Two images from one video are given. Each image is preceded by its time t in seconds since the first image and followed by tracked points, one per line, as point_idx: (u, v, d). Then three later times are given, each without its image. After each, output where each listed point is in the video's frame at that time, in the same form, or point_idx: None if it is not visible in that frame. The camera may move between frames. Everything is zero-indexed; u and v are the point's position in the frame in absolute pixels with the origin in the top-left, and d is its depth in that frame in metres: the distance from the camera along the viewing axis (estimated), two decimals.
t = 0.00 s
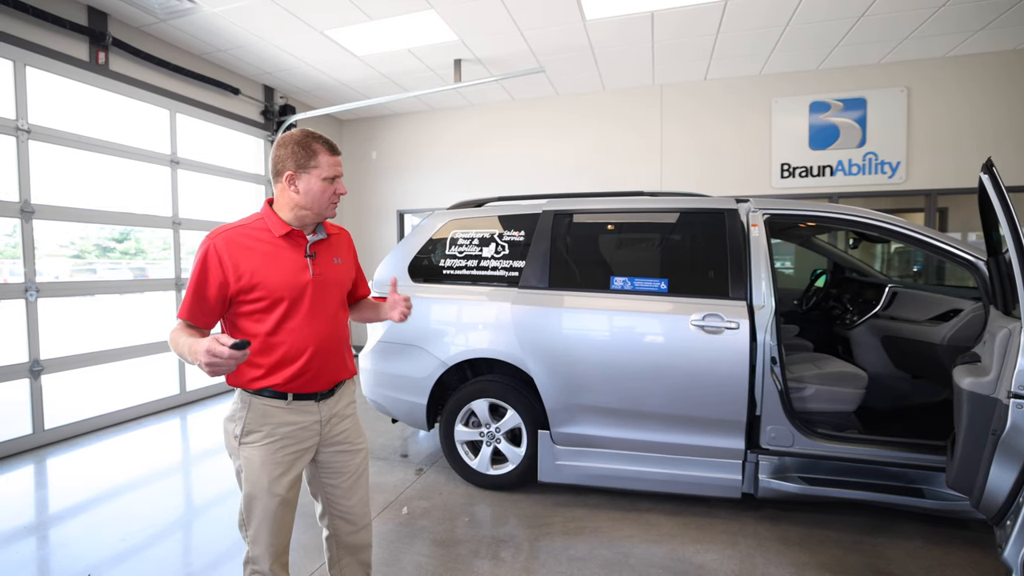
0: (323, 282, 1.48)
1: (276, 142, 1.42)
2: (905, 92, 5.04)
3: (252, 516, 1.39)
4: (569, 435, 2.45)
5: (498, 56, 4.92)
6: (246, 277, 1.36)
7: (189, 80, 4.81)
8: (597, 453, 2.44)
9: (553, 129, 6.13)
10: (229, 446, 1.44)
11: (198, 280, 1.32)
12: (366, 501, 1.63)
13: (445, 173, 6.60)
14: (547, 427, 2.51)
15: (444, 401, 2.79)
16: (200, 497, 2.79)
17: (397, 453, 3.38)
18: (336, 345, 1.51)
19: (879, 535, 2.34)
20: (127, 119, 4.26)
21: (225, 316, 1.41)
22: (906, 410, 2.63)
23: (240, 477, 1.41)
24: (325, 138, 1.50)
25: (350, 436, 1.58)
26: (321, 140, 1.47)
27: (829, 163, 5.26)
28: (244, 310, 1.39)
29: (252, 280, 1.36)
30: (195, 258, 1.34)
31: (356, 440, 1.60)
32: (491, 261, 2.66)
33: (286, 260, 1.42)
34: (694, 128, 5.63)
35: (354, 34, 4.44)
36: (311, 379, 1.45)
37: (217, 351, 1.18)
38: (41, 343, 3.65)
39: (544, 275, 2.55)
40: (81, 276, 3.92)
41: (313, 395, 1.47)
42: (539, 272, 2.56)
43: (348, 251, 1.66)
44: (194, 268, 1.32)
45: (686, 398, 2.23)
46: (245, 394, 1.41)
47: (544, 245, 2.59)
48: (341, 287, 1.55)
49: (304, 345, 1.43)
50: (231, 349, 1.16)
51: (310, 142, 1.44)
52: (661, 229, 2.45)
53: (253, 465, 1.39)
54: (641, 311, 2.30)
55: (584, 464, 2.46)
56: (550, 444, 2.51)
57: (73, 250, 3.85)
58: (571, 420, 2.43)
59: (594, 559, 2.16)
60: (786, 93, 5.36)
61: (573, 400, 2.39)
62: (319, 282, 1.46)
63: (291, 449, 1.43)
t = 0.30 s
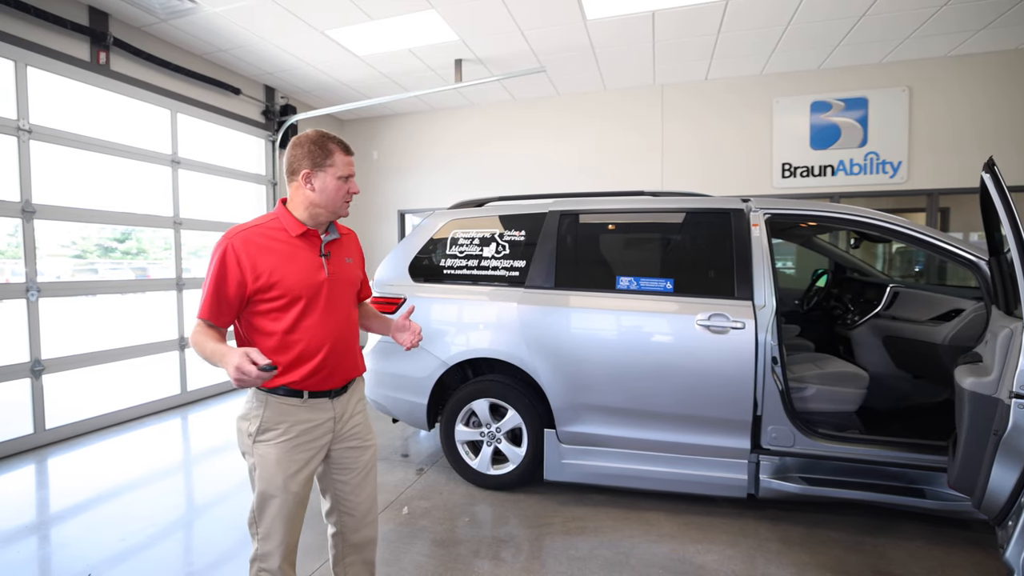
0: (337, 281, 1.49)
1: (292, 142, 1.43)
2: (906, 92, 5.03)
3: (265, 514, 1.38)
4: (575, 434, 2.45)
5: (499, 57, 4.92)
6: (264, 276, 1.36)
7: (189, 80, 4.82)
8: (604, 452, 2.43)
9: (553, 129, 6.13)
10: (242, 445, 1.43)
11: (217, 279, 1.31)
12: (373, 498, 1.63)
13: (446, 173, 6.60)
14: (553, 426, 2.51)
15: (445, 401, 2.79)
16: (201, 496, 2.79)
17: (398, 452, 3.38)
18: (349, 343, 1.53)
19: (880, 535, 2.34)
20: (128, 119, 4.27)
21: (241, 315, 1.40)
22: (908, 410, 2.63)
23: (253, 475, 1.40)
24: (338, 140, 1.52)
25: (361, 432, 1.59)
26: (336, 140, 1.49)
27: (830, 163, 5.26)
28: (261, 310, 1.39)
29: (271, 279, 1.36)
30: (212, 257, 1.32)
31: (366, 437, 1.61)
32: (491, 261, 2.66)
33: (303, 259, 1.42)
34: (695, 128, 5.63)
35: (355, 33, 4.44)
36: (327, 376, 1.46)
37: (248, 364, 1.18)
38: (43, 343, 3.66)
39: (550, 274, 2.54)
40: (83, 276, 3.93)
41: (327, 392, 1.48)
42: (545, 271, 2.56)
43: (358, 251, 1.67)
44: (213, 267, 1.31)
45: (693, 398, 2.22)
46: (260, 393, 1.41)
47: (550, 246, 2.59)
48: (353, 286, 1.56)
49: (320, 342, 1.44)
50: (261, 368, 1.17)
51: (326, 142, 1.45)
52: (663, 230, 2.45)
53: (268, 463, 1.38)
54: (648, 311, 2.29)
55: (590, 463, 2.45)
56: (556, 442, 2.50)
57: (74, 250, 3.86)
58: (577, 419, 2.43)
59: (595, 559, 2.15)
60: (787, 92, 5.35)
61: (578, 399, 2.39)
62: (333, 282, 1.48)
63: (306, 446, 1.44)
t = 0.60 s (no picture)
0: (352, 280, 1.51)
1: (307, 144, 1.46)
2: (907, 92, 5.03)
3: (283, 510, 1.39)
4: (578, 433, 2.45)
5: (499, 56, 4.92)
6: (283, 276, 1.37)
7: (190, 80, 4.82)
8: (607, 451, 2.43)
9: (554, 129, 6.13)
10: (260, 442, 1.43)
11: (237, 279, 1.31)
12: (383, 494, 1.63)
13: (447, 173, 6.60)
14: (557, 425, 2.51)
15: (445, 401, 2.79)
16: (201, 496, 2.79)
17: (399, 453, 3.38)
18: (365, 340, 1.54)
19: (881, 535, 2.34)
20: (128, 119, 4.27)
21: (259, 315, 1.41)
22: (909, 411, 2.63)
23: (272, 471, 1.41)
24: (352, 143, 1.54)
25: (375, 429, 1.60)
26: (350, 141, 1.50)
27: (831, 163, 5.25)
28: (279, 309, 1.40)
29: (290, 278, 1.37)
30: (231, 258, 1.33)
31: (379, 434, 1.61)
32: (492, 261, 2.66)
33: (320, 258, 1.44)
34: (696, 128, 5.63)
35: (356, 33, 4.44)
36: (345, 373, 1.47)
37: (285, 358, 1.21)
38: (43, 343, 3.66)
39: (553, 274, 2.54)
40: (84, 276, 3.94)
41: (345, 389, 1.49)
42: (548, 271, 2.56)
43: (369, 251, 1.69)
44: (232, 267, 1.31)
45: (698, 398, 2.22)
46: (280, 392, 1.42)
47: (555, 245, 2.59)
48: (366, 285, 1.58)
49: (338, 340, 1.45)
50: (299, 360, 1.20)
51: (340, 144, 1.47)
52: (664, 229, 2.45)
53: (287, 459, 1.39)
54: (655, 311, 2.29)
55: (593, 462, 2.45)
56: (559, 442, 2.50)
57: (75, 250, 3.86)
58: (580, 418, 2.43)
59: (595, 559, 2.15)
60: (787, 92, 5.35)
61: (581, 397, 2.39)
62: (349, 280, 1.49)
63: (324, 442, 1.44)
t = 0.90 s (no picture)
0: (368, 278, 1.52)
1: (322, 148, 1.48)
2: (908, 92, 5.03)
3: (300, 504, 1.40)
4: (580, 432, 2.45)
5: (500, 56, 4.92)
6: (302, 275, 1.38)
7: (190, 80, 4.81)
8: (608, 451, 2.43)
9: (554, 129, 6.13)
10: (281, 436, 1.45)
11: (259, 280, 1.32)
12: (392, 492, 1.63)
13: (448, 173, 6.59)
14: (559, 423, 2.50)
15: (445, 401, 2.79)
16: (202, 496, 2.80)
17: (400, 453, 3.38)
18: (382, 337, 1.55)
19: (881, 535, 2.33)
20: (128, 119, 4.27)
21: (279, 315, 1.42)
22: (909, 411, 2.63)
23: (291, 465, 1.42)
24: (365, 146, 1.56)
25: (389, 427, 1.61)
26: (364, 144, 1.52)
27: (832, 163, 5.25)
28: (299, 309, 1.41)
29: (309, 278, 1.38)
30: (252, 260, 1.34)
31: (393, 431, 1.62)
32: (493, 261, 2.66)
33: (337, 258, 1.45)
34: (697, 128, 5.62)
35: (356, 33, 4.44)
36: (364, 369, 1.48)
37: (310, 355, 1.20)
38: (43, 343, 3.65)
39: (556, 274, 2.54)
40: (84, 276, 3.94)
41: (364, 385, 1.50)
42: (551, 272, 2.55)
43: (382, 250, 1.70)
44: (254, 269, 1.32)
45: (705, 398, 2.22)
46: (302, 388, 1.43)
47: (558, 245, 2.58)
48: (381, 283, 1.59)
49: (356, 337, 1.46)
50: (323, 356, 1.19)
51: (354, 146, 1.49)
52: (664, 229, 2.44)
53: (307, 453, 1.40)
54: (663, 311, 2.29)
55: (595, 462, 2.45)
56: (562, 441, 2.49)
57: (76, 250, 3.87)
58: (583, 417, 2.43)
59: (595, 559, 2.15)
60: (788, 92, 5.35)
61: (584, 396, 2.40)
62: (365, 279, 1.50)
63: (343, 438, 1.46)
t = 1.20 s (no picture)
0: (384, 277, 1.52)
1: (342, 151, 1.49)
2: (908, 91, 5.03)
3: (317, 499, 1.40)
4: (583, 432, 2.45)
5: (500, 56, 4.93)
6: (320, 272, 1.38)
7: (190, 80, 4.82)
8: (610, 450, 2.43)
9: (555, 129, 6.13)
10: (297, 431, 1.45)
11: (278, 277, 1.33)
12: (400, 489, 1.64)
13: (448, 173, 6.59)
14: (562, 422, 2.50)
15: (445, 401, 2.79)
16: (202, 496, 2.80)
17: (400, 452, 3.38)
18: (396, 335, 1.56)
19: (881, 535, 2.33)
20: (129, 119, 4.27)
21: (296, 311, 1.43)
22: (909, 411, 2.62)
23: (308, 460, 1.42)
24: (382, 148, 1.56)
25: (400, 424, 1.61)
26: (382, 148, 1.53)
27: (832, 163, 5.24)
28: (316, 305, 1.41)
29: (327, 275, 1.39)
30: (272, 256, 1.35)
31: (403, 428, 1.63)
32: (493, 261, 2.66)
33: (354, 256, 1.46)
34: (697, 127, 5.62)
35: (357, 33, 4.44)
36: (377, 366, 1.49)
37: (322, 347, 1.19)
38: (43, 343, 3.65)
39: (559, 274, 2.54)
40: (85, 276, 3.94)
41: (377, 382, 1.50)
42: (554, 272, 2.55)
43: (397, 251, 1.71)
44: (273, 265, 1.34)
45: (712, 397, 2.21)
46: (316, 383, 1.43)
47: (560, 245, 2.58)
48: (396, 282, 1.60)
49: (371, 334, 1.46)
50: (334, 347, 1.18)
51: (373, 149, 1.50)
52: (664, 229, 2.45)
53: (324, 448, 1.41)
54: (669, 311, 2.29)
55: (597, 461, 2.45)
56: (565, 440, 2.49)
57: (77, 250, 3.87)
58: (585, 416, 2.43)
59: (595, 559, 2.15)
60: (788, 92, 5.35)
61: (586, 395, 2.40)
62: (381, 277, 1.51)
63: (359, 433, 1.46)
